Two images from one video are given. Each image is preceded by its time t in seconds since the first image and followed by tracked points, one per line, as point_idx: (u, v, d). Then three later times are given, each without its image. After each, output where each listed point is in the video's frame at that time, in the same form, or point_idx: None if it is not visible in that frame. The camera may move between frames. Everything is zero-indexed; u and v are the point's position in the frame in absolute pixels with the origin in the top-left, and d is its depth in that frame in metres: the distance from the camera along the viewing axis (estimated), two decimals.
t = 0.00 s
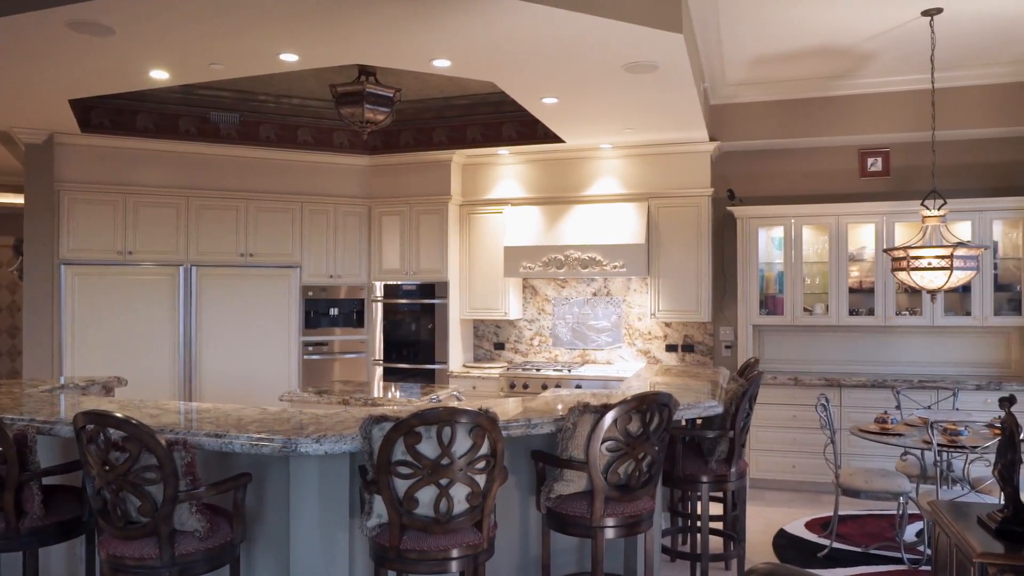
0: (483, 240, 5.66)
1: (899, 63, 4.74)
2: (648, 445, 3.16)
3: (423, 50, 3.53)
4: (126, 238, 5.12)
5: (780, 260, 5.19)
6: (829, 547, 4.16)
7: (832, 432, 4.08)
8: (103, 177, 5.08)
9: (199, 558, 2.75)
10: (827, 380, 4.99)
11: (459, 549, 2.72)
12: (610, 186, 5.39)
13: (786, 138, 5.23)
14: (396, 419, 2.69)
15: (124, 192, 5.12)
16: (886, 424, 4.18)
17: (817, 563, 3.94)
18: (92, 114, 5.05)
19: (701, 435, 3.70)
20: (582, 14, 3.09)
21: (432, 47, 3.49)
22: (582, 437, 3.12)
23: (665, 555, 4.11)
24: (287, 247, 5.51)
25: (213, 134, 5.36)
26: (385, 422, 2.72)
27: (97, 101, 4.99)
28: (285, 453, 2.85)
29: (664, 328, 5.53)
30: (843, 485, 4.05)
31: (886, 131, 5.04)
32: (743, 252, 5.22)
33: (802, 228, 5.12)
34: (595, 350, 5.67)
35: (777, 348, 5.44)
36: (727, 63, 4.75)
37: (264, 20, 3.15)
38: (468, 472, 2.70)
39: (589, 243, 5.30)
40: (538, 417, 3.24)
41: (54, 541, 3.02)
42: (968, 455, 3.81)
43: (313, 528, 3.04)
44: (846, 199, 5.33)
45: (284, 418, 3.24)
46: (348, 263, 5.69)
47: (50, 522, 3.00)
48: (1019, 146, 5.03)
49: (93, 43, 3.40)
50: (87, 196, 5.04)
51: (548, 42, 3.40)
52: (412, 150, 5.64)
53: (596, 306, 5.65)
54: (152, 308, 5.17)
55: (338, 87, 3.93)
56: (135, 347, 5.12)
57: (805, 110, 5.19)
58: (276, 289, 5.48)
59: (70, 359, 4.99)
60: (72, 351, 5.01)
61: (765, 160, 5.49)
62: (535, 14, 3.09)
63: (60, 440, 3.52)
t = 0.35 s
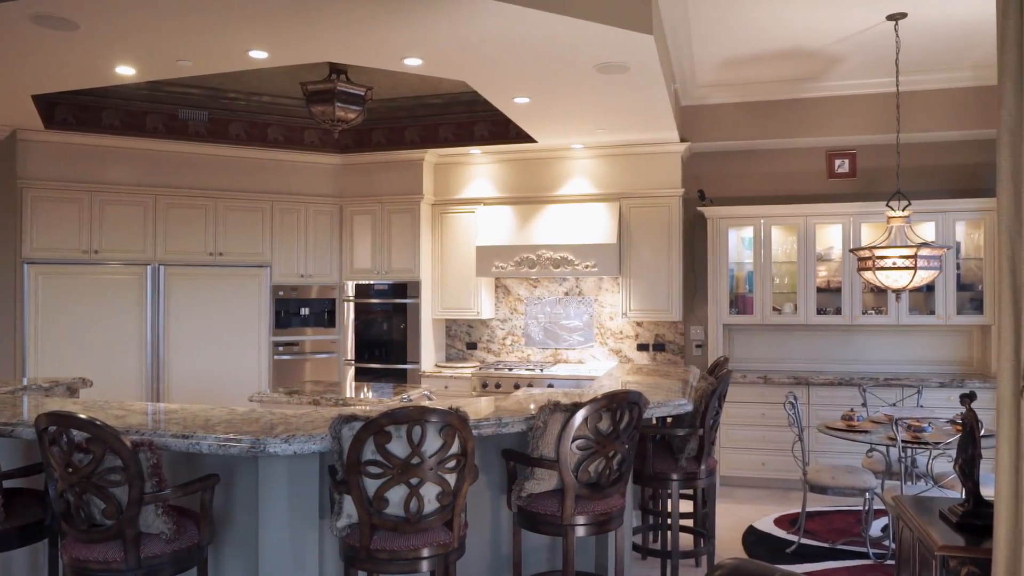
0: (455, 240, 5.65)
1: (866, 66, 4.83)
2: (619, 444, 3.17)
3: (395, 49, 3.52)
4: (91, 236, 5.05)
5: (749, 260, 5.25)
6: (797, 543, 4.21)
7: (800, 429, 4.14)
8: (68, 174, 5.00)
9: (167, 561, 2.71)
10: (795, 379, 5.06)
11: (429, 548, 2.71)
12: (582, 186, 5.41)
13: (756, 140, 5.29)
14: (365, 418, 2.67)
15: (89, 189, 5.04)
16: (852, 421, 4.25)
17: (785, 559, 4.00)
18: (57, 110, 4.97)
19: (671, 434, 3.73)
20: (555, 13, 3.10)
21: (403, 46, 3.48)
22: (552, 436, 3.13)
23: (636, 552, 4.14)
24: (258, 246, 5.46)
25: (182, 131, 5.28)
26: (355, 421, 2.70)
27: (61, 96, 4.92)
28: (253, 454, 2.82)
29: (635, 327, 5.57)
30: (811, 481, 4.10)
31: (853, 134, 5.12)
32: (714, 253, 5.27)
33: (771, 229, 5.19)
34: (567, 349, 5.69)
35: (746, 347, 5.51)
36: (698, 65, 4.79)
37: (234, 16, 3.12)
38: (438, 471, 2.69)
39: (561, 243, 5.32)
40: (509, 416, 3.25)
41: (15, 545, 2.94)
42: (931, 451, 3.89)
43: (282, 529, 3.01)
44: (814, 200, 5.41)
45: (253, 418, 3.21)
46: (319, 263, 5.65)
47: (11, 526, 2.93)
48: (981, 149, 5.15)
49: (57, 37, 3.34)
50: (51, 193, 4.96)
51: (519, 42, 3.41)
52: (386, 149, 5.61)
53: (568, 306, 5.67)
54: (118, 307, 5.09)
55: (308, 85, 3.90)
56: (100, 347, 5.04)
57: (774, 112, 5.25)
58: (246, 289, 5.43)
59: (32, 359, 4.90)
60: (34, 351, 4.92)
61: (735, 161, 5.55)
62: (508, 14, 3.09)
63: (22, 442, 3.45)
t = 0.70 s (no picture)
0: (430, 239, 5.64)
1: (836, 69, 4.90)
2: (593, 443, 3.18)
3: (368, 47, 3.51)
4: (59, 236, 4.97)
5: (723, 260, 5.30)
6: (769, 540, 4.26)
7: (772, 427, 4.18)
8: (36, 172, 4.93)
9: (135, 564, 2.66)
10: (768, 377, 5.11)
11: (403, 548, 2.70)
12: (557, 186, 5.43)
13: (730, 141, 5.34)
14: (338, 418, 2.65)
15: (57, 188, 4.97)
16: (823, 419, 4.30)
17: (757, 556, 4.03)
18: (23, 106, 4.93)
19: (645, 432, 3.75)
20: (530, 13, 3.11)
21: (377, 44, 3.47)
22: (526, 435, 3.12)
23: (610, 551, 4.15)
24: (230, 245, 5.40)
25: (153, 129, 5.23)
26: (328, 421, 2.68)
27: (29, 93, 4.89)
28: (224, 455, 2.79)
29: (610, 327, 5.59)
30: (783, 479, 4.15)
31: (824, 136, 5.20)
32: (688, 253, 5.31)
33: (744, 229, 5.24)
34: (542, 349, 5.70)
35: (719, 346, 5.56)
36: (672, 66, 4.83)
37: (206, 13, 3.09)
38: (412, 471, 2.67)
39: (536, 243, 5.34)
40: (483, 416, 3.25)
41: None
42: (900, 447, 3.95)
43: (253, 532, 2.97)
44: (786, 201, 5.47)
45: (223, 419, 3.17)
46: (293, 263, 5.61)
47: None
48: (949, 151, 5.24)
49: (22, 31, 3.28)
50: (17, 192, 4.89)
51: (493, 41, 3.42)
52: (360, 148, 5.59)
53: (543, 306, 5.69)
54: (87, 308, 5.01)
55: (282, 83, 3.85)
56: (68, 348, 4.97)
57: (747, 114, 5.31)
58: (218, 289, 5.37)
59: None
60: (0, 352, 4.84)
61: (709, 162, 5.60)
62: (484, 13, 3.10)
63: None
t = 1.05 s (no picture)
0: (407, 240, 5.62)
1: (811, 72, 4.95)
2: (568, 443, 3.19)
3: (343, 46, 3.48)
4: (29, 235, 4.90)
5: (699, 261, 5.33)
6: (744, 538, 4.29)
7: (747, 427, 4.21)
8: (7, 171, 4.87)
9: (104, 570, 2.62)
10: (743, 377, 5.16)
11: (379, 549, 2.68)
12: (534, 186, 5.44)
13: (706, 143, 5.38)
14: (312, 419, 2.63)
15: (28, 186, 4.90)
16: (797, 418, 4.35)
17: (732, 554, 4.07)
18: None
19: (622, 433, 3.75)
20: (506, 14, 3.12)
21: (352, 43, 3.45)
22: (502, 436, 3.12)
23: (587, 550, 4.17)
24: (205, 245, 5.36)
25: (125, 127, 5.26)
26: (302, 423, 2.65)
27: None
28: (196, 457, 2.76)
29: (587, 327, 5.61)
30: (758, 478, 4.19)
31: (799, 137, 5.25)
32: (664, 253, 5.34)
33: (720, 230, 5.29)
34: (520, 350, 5.71)
35: (695, 346, 5.60)
36: (649, 68, 4.86)
37: (178, 12, 3.06)
38: (387, 472, 2.66)
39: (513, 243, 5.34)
40: (459, 416, 3.24)
41: None
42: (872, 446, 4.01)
43: (225, 535, 2.94)
44: (762, 202, 5.52)
45: (195, 421, 3.14)
46: (268, 262, 5.57)
47: None
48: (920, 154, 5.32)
49: None
50: None
51: (468, 41, 3.41)
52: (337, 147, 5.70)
53: (521, 306, 5.70)
54: (58, 309, 4.95)
55: (257, 82, 3.82)
56: (39, 348, 4.90)
57: (723, 115, 5.35)
58: (192, 289, 5.32)
59: None
60: None
61: (686, 164, 5.64)
62: (459, 14, 3.10)
63: None
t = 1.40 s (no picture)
0: (385, 238, 5.77)
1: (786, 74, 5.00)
2: (544, 442, 3.18)
3: (319, 45, 3.47)
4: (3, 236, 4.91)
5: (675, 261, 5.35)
6: (720, 537, 4.34)
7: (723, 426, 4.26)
8: None
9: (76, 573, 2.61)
10: (719, 377, 5.19)
11: (354, 551, 2.65)
12: (509, 187, 5.78)
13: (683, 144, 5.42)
14: (287, 420, 2.60)
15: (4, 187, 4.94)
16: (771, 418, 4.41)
17: (708, 552, 4.10)
18: None
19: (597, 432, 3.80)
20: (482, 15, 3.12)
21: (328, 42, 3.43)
22: (478, 436, 3.15)
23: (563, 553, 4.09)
24: (184, 243, 5.47)
25: (98, 124, 5.28)
26: (276, 424, 2.63)
27: None
28: (167, 459, 2.74)
29: (565, 327, 5.65)
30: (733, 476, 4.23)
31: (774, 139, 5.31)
32: (641, 255, 5.40)
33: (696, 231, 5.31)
34: (497, 350, 5.72)
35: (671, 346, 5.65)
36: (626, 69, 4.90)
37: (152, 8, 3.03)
38: (362, 474, 2.64)
39: (491, 243, 5.69)
40: (435, 417, 3.26)
41: None
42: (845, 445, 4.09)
43: (199, 537, 2.91)
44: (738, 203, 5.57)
45: (167, 423, 3.10)
46: (245, 261, 5.68)
47: None
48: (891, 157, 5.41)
49: None
50: None
51: (445, 41, 3.41)
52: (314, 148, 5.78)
53: (498, 305, 5.78)
54: (30, 310, 4.89)
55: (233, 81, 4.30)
56: (11, 350, 4.83)
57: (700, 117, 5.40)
58: (167, 290, 5.37)
59: None
60: None
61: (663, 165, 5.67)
62: (437, 14, 3.10)
63: None
